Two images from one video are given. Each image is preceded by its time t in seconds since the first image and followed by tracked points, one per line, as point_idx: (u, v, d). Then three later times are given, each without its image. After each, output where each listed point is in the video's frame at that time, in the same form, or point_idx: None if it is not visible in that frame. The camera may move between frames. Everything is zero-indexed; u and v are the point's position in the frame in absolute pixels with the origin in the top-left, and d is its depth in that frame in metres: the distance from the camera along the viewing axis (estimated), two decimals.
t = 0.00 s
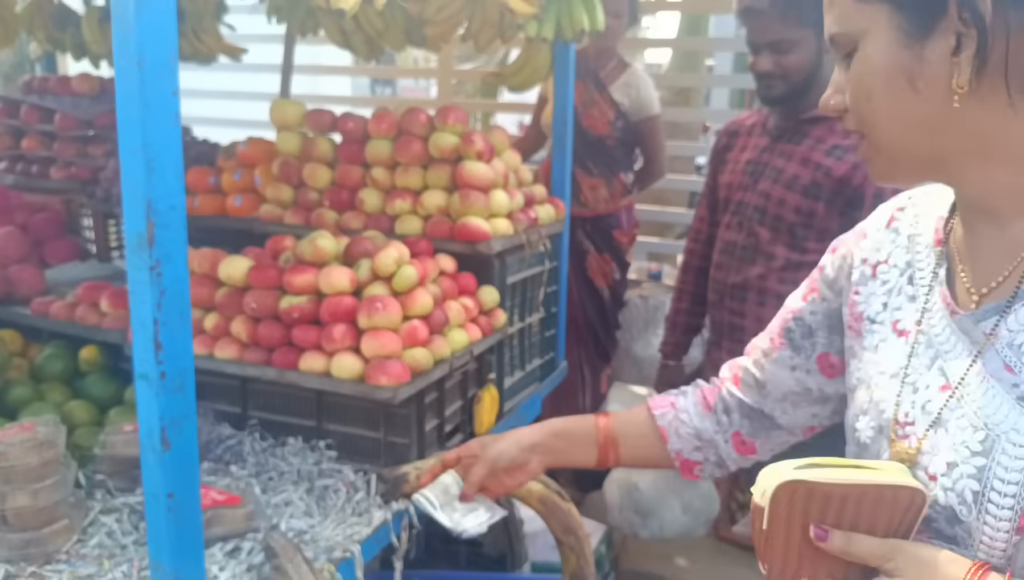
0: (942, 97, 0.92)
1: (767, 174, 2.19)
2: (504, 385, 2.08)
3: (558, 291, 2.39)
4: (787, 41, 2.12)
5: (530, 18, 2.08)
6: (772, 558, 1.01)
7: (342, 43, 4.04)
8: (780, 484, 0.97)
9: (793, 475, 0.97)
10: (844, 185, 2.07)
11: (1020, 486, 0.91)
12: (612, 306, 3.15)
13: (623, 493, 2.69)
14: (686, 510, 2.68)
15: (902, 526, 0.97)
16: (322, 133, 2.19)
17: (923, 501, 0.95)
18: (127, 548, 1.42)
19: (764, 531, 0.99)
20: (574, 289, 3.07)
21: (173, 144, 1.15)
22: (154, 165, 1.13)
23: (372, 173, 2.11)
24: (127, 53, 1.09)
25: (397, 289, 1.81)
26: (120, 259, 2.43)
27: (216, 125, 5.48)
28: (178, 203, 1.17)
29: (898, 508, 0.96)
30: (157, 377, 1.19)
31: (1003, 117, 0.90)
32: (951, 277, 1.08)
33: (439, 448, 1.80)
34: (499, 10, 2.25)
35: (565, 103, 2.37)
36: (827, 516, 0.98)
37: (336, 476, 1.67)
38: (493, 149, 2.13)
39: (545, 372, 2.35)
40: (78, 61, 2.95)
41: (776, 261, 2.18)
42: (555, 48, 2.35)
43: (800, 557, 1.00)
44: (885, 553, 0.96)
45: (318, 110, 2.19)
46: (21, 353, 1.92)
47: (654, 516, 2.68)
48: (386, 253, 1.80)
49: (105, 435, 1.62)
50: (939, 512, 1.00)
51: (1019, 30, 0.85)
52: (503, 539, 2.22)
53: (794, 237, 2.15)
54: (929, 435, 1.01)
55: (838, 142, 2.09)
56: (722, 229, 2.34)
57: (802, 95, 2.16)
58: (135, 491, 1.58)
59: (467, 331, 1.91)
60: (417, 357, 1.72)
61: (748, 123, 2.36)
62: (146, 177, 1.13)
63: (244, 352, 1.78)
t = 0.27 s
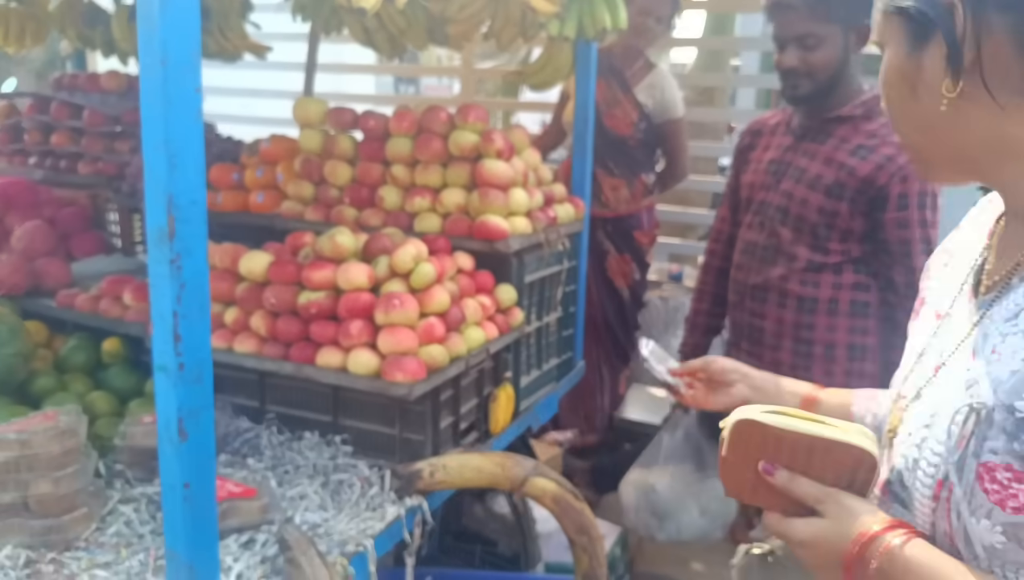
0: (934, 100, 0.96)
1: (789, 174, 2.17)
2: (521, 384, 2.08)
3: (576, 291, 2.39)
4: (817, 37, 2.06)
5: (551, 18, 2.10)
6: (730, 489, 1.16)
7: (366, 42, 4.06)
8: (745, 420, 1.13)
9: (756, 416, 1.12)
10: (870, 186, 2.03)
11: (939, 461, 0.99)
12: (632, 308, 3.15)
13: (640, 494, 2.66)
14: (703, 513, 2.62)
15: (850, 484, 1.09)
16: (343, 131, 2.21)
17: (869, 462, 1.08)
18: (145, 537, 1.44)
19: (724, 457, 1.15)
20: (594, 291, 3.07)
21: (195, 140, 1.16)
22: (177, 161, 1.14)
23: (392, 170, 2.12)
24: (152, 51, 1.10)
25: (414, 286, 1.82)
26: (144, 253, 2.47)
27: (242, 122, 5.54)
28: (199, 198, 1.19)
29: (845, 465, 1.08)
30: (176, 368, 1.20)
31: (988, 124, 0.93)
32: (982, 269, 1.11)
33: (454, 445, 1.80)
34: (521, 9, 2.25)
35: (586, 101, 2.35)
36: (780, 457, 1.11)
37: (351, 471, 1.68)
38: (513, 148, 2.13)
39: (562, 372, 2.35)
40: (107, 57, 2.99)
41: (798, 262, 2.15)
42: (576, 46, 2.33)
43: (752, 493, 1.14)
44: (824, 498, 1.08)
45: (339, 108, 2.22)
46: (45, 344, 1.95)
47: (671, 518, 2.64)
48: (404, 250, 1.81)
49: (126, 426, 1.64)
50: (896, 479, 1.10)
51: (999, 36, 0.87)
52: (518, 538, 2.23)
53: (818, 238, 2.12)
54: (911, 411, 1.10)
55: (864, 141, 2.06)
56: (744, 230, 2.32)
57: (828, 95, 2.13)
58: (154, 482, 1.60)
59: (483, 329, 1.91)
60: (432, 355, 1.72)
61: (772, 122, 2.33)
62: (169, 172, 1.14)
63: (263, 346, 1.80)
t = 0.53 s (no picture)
0: (969, 99, 0.98)
1: (785, 180, 2.21)
2: (519, 383, 2.12)
3: (575, 293, 2.44)
4: (812, 50, 2.10)
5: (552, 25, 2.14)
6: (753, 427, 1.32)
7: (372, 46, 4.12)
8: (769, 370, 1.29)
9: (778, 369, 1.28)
10: (866, 192, 2.06)
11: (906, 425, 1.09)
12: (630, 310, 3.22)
13: (635, 492, 2.69)
14: (697, 513, 2.65)
15: (850, 441, 1.20)
16: (349, 134, 2.24)
17: (865, 423, 1.17)
18: (150, 528, 1.49)
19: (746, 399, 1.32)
20: (594, 294, 3.16)
21: (201, 141, 1.21)
22: (184, 161, 1.19)
23: (395, 173, 2.18)
24: (161, 56, 1.15)
25: (415, 286, 1.86)
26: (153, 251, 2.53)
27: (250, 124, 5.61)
28: (206, 197, 1.24)
29: (845, 421, 1.19)
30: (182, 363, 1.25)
31: (1011, 127, 0.95)
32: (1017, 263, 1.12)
33: (453, 442, 1.85)
34: (524, 17, 2.30)
35: (587, 108, 2.42)
36: (789, 406, 1.25)
37: (352, 467, 1.73)
38: (514, 152, 2.17)
39: (560, 372, 2.40)
40: (119, 60, 3.06)
41: (793, 266, 2.20)
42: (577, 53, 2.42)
43: (770, 435, 1.29)
44: (817, 443, 1.18)
45: (346, 111, 2.25)
46: (56, 339, 2.01)
47: (664, 516, 2.66)
48: (406, 251, 1.85)
49: (133, 420, 1.68)
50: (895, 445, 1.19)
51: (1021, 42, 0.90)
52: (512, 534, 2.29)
53: (813, 242, 2.16)
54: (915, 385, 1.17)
55: (859, 148, 2.09)
56: (741, 234, 2.36)
57: (827, 104, 2.16)
58: (159, 475, 1.65)
59: (482, 329, 1.96)
60: (432, 353, 1.77)
61: (768, 129, 2.37)
62: (177, 173, 1.19)
63: (268, 344, 1.86)
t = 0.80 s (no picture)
0: (1004, 103, 0.99)
1: (784, 186, 2.22)
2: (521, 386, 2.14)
3: (578, 296, 2.46)
4: (813, 56, 2.12)
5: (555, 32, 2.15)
6: (788, 417, 1.36)
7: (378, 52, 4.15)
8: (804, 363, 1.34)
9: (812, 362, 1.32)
10: (863, 198, 2.07)
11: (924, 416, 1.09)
12: (632, 314, 3.25)
13: (637, 495, 2.71)
14: (699, 516, 2.65)
15: (878, 431, 1.22)
16: (354, 139, 2.27)
17: (892, 415, 1.20)
18: (156, 527, 1.52)
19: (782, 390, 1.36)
20: (596, 298, 3.19)
21: (208, 147, 1.24)
22: (191, 166, 1.22)
23: (400, 177, 2.20)
24: (168, 62, 1.18)
25: (419, 289, 1.88)
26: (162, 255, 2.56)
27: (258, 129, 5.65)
28: (212, 202, 1.27)
29: (872, 412, 1.22)
30: (189, 364, 1.27)
31: None
32: None
33: (456, 444, 1.87)
34: (528, 24, 2.34)
35: (590, 114, 2.44)
36: (821, 397, 1.29)
37: (355, 467, 1.75)
38: (517, 158, 2.19)
39: (562, 375, 2.42)
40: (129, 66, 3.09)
41: (793, 271, 2.21)
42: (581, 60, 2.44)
43: (804, 424, 1.33)
44: (844, 432, 1.21)
45: (351, 117, 2.27)
46: (65, 340, 2.04)
47: (666, 517, 2.67)
48: (410, 254, 1.87)
49: (140, 421, 1.71)
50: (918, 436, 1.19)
51: None
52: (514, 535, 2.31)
53: (812, 247, 2.18)
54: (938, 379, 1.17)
55: (856, 154, 2.10)
56: (741, 240, 2.38)
57: (826, 109, 2.17)
58: (166, 475, 1.67)
59: (485, 332, 1.98)
60: (435, 355, 1.80)
61: (768, 136, 2.40)
62: (184, 176, 1.22)
63: (274, 346, 1.88)
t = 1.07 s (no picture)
0: None
1: (783, 189, 2.23)
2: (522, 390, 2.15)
3: (579, 299, 2.46)
4: (810, 59, 2.12)
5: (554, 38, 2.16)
6: (812, 422, 1.33)
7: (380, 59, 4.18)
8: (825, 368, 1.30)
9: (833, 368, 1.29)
10: (858, 201, 2.08)
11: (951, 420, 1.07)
12: (633, 317, 3.26)
13: (639, 500, 2.73)
14: (702, 520, 2.65)
15: (905, 434, 1.20)
16: (356, 145, 2.28)
17: (919, 419, 1.18)
18: (159, 531, 1.53)
19: (805, 395, 1.33)
20: (597, 301, 3.21)
21: (209, 153, 1.25)
22: (192, 172, 1.23)
23: (401, 182, 2.21)
24: (169, 68, 1.19)
25: (420, 294, 1.89)
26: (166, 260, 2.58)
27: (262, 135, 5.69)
28: (212, 207, 1.28)
29: (898, 417, 1.20)
30: (190, 368, 1.29)
31: None
32: None
33: (457, 447, 1.88)
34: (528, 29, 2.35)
35: (589, 119, 2.44)
36: (846, 402, 1.26)
37: (357, 471, 1.76)
38: (517, 162, 2.20)
39: (564, 379, 2.43)
40: (133, 74, 3.12)
41: (792, 274, 2.22)
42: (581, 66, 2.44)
43: (829, 429, 1.30)
44: (872, 437, 1.19)
45: (352, 122, 2.27)
46: (69, 346, 2.06)
47: (669, 522, 2.68)
48: (411, 259, 1.88)
49: (142, 425, 1.72)
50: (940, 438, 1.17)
51: None
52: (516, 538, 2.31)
53: (810, 251, 2.18)
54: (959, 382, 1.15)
55: (852, 157, 2.10)
56: (741, 244, 2.38)
57: (822, 112, 2.18)
58: (168, 479, 1.68)
59: (486, 336, 1.99)
60: (436, 359, 1.81)
61: (765, 141, 2.40)
62: (185, 182, 1.23)
63: (275, 350, 1.89)
